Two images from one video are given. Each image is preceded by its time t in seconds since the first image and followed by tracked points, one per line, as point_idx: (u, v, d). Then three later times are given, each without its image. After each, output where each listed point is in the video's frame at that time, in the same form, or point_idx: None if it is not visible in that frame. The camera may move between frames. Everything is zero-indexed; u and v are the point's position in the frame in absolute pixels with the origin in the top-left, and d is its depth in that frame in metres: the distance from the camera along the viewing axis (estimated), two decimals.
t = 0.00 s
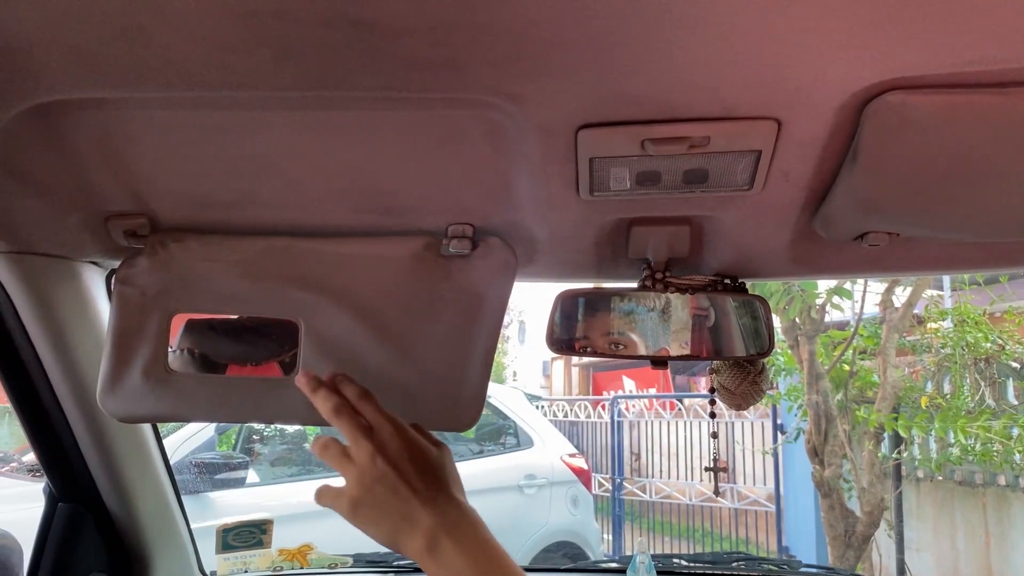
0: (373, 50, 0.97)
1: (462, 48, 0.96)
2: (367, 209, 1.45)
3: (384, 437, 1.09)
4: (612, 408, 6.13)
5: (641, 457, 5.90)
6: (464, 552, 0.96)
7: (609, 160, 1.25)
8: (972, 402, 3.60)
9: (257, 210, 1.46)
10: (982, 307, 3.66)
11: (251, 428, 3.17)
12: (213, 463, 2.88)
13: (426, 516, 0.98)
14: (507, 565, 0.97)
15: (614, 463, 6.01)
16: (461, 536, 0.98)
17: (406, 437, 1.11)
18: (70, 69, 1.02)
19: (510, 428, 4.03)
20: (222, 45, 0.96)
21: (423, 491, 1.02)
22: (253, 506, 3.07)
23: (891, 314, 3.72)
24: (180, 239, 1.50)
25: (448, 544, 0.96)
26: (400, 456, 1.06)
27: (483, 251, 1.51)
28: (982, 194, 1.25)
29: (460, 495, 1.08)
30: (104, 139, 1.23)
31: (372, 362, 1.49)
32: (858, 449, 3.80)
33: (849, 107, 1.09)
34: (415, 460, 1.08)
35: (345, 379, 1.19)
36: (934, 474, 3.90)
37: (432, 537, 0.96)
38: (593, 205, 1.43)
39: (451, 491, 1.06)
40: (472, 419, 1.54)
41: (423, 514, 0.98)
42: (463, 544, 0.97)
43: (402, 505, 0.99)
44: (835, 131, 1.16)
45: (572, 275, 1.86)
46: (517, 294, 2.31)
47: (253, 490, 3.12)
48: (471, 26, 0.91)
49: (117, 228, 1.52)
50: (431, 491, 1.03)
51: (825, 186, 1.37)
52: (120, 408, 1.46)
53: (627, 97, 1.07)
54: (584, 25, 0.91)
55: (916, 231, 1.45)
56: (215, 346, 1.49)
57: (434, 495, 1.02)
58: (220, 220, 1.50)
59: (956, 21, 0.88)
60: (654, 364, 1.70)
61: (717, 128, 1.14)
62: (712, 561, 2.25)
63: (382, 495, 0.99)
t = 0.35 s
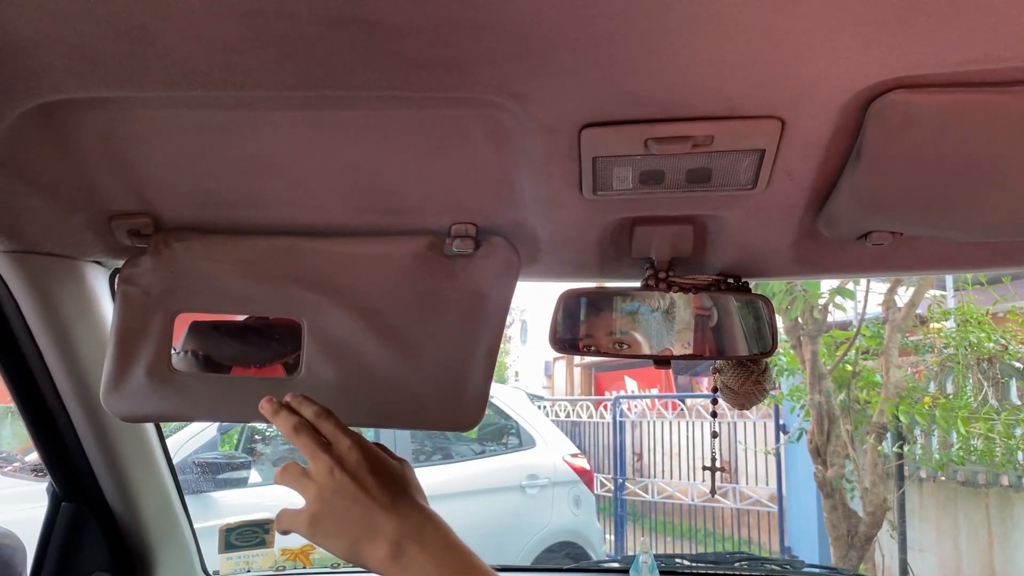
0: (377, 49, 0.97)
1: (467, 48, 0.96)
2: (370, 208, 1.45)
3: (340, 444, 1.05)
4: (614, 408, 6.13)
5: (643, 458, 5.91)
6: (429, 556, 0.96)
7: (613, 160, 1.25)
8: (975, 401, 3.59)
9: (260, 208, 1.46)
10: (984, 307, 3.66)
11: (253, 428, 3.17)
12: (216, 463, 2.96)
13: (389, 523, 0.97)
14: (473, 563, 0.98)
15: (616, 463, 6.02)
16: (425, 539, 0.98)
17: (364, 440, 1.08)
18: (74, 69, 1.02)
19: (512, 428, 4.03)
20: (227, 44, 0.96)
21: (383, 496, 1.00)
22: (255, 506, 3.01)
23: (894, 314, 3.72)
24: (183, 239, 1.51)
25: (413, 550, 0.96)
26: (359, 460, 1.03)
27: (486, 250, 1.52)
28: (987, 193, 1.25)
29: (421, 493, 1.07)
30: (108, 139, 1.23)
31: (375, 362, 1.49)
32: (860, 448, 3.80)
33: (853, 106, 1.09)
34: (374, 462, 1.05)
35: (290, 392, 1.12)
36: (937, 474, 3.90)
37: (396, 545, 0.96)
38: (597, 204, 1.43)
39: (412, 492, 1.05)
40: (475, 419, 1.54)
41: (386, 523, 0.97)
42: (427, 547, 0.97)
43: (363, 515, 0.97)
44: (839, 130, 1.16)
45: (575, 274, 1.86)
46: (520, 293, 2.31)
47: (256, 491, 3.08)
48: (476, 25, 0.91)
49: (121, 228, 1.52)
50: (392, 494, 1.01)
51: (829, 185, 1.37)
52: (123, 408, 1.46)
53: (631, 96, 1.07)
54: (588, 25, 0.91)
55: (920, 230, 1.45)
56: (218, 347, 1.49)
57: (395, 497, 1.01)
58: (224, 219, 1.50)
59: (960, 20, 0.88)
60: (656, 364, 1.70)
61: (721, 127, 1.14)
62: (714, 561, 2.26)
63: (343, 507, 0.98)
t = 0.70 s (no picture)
0: (378, 49, 0.97)
1: (469, 47, 0.97)
2: (372, 208, 1.46)
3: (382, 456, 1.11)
4: (615, 408, 6.13)
5: (644, 458, 5.91)
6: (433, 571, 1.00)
7: (614, 160, 1.25)
8: (976, 401, 3.59)
9: (262, 208, 1.46)
10: (985, 307, 3.66)
11: (254, 428, 3.23)
12: (217, 463, 2.93)
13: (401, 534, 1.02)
14: None
15: (617, 463, 6.02)
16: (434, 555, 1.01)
17: (403, 440, 1.14)
18: (77, 69, 1.02)
19: (513, 428, 4.03)
20: (229, 44, 0.96)
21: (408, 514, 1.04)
22: (255, 505, 3.03)
23: (894, 314, 3.72)
24: (185, 240, 1.51)
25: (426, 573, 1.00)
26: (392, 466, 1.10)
27: (487, 250, 1.52)
28: (987, 192, 1.25)
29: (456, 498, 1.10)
30: (110, 139, 1.23)
31: (376, 361, 1.49)
32: (861, 448, 3.80)
33: (854, 106, 1.09)
34: (410, 465, 1.10)
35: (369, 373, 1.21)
36: (937, 474, 3.90)
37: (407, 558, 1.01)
38: (598, 204, 1.44)
39: (441, 498, 1.08)
40: (476, 419, 1.54)
41: (404, 540, 1.02)
42: (438, 566, 1.00)
43: (386, 524, 1.03)
44: (840, 130, 1.16)
45: (575, 274, 1.86)
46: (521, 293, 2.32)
47: (257, 490, 3.11)
48: (477, 26, 0.92)
49: (123, 228, 1.52)
50: (416, 504, 1.05)
51: (830, 185, 1.37)
52: (123, 409, 1.45)
53: (632, 96, 1.07)
54: (590, 25, 0.91)
55: (921, 230, 1.45)
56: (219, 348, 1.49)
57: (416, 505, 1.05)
58: (226, 219, 1.50)
59: (961, 21, 0.88)
60: (658, 364, 1.70)
61: (722, 127, 1.14)
62: (715, 561, 2.26)
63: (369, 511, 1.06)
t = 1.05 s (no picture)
0: (378, 49, 0.97)
1: (468, 47, 0.97)
2: (371, 208, 1.46)
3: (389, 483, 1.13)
4: (615, 408, 6.13)
5: (644, 458, 5.91)
6: None
7: (614, 160, 1.25)
8: (976, 402, 3.59)
9: (261, 207, 1.46)
10: (985, 307, 3.65)
11: (253, 428, 3.22)
12: (217, 463, 2.91)
13: (442, 556, 1.09)
14: None
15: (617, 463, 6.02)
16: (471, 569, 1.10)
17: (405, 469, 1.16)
18: (77, 69, 1.02)
19: (513, 428, 4.03)
20: (230, 45, 0.97)
21: (434, 530, 1.11)
22: (254, 505, 3.04)
23: (894, 314, 3.72)
24: (185, 240, 1.51)
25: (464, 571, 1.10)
26: (420, 493, 1.14)
27: (487, 250, 1.52)
28: (987, 193, 1.25)
29: (480, 512, 1.19)
30: (110, 139, 1.23)
31: (376, 361, 1.49)
32: (861, 449, 3.80)
33: (853, 106, 1.09)
34: (434, 489, 1.16)
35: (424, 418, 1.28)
36: (938, 475, 3.89)
37: (448, 574, 1.09)
38: (598, 204, 1.44)
39: (470, 515, 1.16)
40: (476, 418, 1.54)
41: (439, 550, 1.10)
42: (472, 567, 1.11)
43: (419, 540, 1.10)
44: (840, 130, 1.16)
45: (575, 274, 1.87)
46: (520, 294, 2.32)
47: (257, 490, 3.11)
48: (477, 25, 0.92)
49: (123, 228, 1.52)
50: (448, 523, 1.13)
51: (830, 184, 1.37)
52: (122, 408, 1.45)
53: (632, 96, 1.07)
54: (590, 24, 0.91)
55: (921, 230, 1.45)
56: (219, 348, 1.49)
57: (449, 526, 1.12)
58: (226, 219, 1.50)
59: (960, 20, 0.88)
60: (658, 364, 1.71)
61: (722, 126, 1.14)
62: (715, 561, 2.26)
63: (401, 534, 1.10)
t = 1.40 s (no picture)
0: (377, 49, 0.97)
1: (467, 48, 0.97)
2: (371, 208, 1.46)
3: (408, 478, 1.18)
4: (615, 408, 6.13)
5: (644, 458, 5.91)
6: (493, 570, 1.07)
7: (614, 160, 1.25)
8: (976, 401, 3.59)
9: (261, 208, 1.46)
10: (985, 306, 3.65)
11: (253, 429, 3.20)
12: (216, 463, 2.90)
13: (460, 540, 1.10)
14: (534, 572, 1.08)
15: (617, 463, 6.01)
16: (488, 555, 1.08)
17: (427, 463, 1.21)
18: (77, 69, 1.02)
19: (513, 428, 4.03)
20: (229, 45, 0.97)
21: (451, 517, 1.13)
22: (255, 506, 3.04)
23: (894, 314, 3.72)
24: (185, 241, 1.51)
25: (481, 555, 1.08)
26: (439, 482, 1.17)
27: (487, 250, 1.52)
28: (987, 192, 1.25)
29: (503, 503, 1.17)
30: (110, 139, 1.23)
31: (376, 362, 1.49)
32: (861, 449, 3.80)
33: (853, 106, 1.09)
34: (452, 480, 1.18)
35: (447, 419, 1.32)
36: (938, 475, 3.89)
37: (467, 559, 1.09)
38: (597, 204, 1.44)
39: (490, 504, 1.15)
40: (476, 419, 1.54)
41: (455, 536, 1.11)
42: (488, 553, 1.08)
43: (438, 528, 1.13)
44: (839, 130, 1.16)
45: (575, 274, 1.87)
46: (520, 293, 2.32)
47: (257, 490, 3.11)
48: (475, 25, 0.92)
49: (122, 228, 1.53)
50: (464, 509, 1.13)
51: (830, 185, 1.37)
52: (122, 408, 1.46)
53: (632, 96, 1.07)
54: (589, 24, 0.91)
55: (921, 230, 1.45)
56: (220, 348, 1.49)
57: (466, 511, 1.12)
58: (225, 219, 1.50)
59: (958, 20, 0.88)
60: (657, 364, 1.71)
61: (721, 126, 1.14)
62: (715, 561, 2.26)
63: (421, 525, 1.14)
